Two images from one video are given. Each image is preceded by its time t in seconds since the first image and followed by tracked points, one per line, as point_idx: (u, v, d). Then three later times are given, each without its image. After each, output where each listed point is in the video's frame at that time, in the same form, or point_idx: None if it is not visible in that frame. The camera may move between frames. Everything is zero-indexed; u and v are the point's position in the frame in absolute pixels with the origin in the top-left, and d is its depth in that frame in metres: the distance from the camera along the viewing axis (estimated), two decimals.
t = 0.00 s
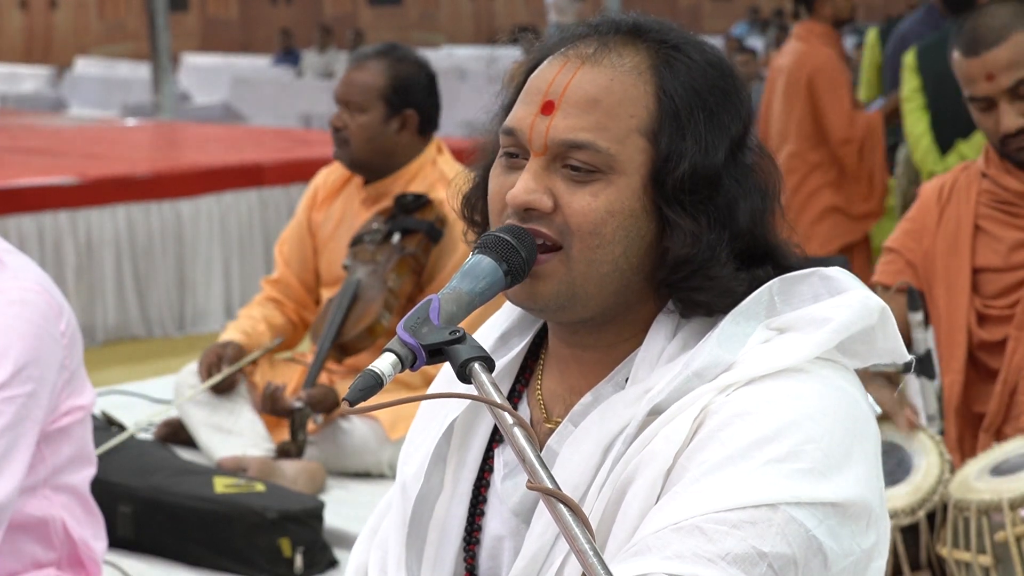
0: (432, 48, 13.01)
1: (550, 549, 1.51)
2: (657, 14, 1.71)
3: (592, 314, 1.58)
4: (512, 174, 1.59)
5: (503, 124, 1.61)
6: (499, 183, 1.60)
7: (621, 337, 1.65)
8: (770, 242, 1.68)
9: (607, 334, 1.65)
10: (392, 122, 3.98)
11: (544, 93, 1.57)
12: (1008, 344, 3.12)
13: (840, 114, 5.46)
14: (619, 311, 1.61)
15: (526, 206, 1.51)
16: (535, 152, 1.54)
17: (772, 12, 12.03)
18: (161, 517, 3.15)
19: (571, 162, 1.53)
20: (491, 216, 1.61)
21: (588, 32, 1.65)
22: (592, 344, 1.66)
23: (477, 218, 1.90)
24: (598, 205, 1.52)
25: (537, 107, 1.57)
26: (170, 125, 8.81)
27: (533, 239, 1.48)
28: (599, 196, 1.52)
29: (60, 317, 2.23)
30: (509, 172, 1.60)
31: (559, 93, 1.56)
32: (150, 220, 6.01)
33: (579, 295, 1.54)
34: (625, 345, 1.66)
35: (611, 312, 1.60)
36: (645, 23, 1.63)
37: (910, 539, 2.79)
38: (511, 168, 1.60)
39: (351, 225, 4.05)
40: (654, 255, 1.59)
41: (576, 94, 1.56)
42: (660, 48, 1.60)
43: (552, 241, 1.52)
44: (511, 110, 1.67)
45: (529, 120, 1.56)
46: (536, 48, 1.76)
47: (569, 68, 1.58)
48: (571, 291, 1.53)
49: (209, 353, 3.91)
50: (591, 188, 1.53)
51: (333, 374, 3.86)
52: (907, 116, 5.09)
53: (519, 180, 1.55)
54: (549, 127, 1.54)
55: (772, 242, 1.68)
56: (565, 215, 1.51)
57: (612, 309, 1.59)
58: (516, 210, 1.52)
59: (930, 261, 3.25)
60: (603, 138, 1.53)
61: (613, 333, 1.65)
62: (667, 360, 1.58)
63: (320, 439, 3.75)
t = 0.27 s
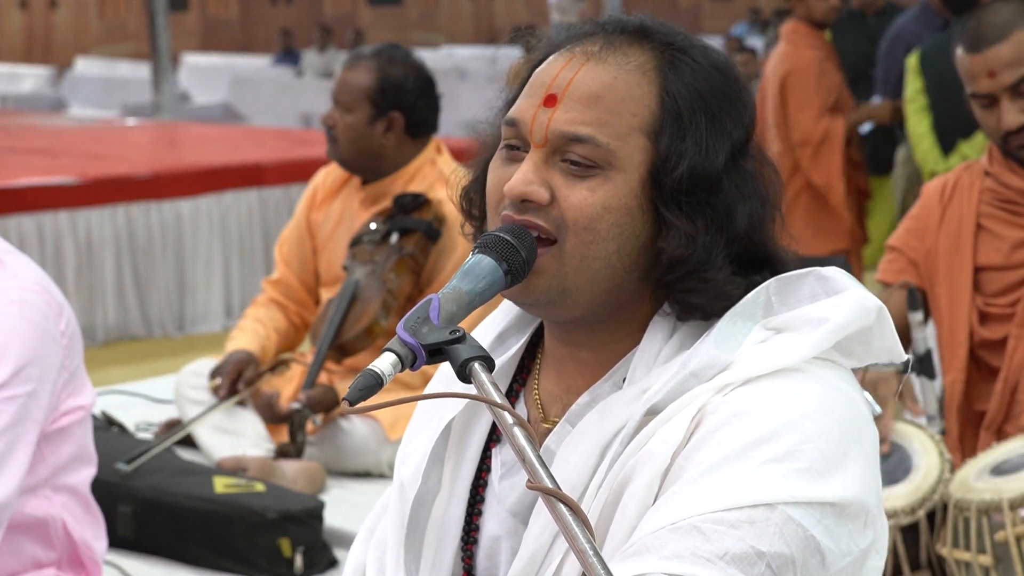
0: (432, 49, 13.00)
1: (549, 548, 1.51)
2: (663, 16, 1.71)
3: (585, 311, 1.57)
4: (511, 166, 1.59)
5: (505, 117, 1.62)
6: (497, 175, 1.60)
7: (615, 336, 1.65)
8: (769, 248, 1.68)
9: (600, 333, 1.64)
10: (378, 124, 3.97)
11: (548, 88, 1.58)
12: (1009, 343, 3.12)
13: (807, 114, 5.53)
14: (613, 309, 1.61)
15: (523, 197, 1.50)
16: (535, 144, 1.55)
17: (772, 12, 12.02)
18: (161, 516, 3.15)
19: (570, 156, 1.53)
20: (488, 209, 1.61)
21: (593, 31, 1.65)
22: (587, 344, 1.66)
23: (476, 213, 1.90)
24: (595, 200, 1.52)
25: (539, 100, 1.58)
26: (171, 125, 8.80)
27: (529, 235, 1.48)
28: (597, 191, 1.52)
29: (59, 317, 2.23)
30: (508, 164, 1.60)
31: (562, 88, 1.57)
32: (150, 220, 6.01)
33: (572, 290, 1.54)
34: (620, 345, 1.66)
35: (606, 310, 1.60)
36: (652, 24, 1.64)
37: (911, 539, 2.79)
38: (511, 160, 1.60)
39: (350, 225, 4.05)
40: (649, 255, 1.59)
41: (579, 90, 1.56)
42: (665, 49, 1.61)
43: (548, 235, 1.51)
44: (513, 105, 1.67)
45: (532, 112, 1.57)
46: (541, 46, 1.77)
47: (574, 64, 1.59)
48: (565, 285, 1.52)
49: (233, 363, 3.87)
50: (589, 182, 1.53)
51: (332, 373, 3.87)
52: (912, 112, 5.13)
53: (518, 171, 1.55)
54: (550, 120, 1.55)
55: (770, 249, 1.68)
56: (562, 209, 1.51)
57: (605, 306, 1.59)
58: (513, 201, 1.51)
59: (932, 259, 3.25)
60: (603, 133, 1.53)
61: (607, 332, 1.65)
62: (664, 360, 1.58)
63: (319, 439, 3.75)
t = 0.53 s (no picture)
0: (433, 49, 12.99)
1: (548, 548, 1.51)
2: (666, 18, 1.71)
3: (589, 312, 1.57)
4: (515, 167, 1.59)
5: (509, 118, 1.62)
6: (500, 176, 1.60)
7: (616, 337, 1.65)
8: (770, 250, 1.68)
9: (603, 333, 1.64)
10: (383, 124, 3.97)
11: (553, 88, 1.58)
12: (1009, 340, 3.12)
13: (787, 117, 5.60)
14: (615, 310, 1.61)
15: (529, 198, 1.50)
16: (541, 145, 1.54)
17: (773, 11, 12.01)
18: (160, 516, 3.15)
19: (576, 157, 1.53)
20: (491, 209, 1.61)
21: (599, 31, 1.65)
22: (587, 344, 1.66)
23: (476, 213, 1.90)
24: (602, 201, 1.52)
25: (545, 101, 1.57)
26: (170, 124, 8.80)
27: (532, 235, 1.48)
28: (604, 192, 1.52)
29: (58, 316, 2.23)
30: (512, 165, 1.60)
31: (569, 89, 1.57)
32: (150, 220, 6.01)
33: (578, 290, 1.53)
34: (621, 346, 1.66)
35: (608, 311, 1.60)
36: (657, 26, 1.63)
37: (911, 539, 2.79)
38: (514, 161, 1.60)
39: (350, 225, 4.05)
40: (653, 256, 1.59)
41: (586, 91, 1.56)
42: (671, 51, 1.61)
43: (555, 235, 1.51)
44: (517, 105, 1.67)
45: (538, 113, 1.57)
46: (543, 46, 1.76)
47: (580, 65, 1.59)
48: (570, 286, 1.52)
49: (233, 362, 3.88)
50: (595, 184, 1.53)
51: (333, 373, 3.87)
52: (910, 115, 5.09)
53: (523, 172, 1.55)
54: (557, 121, 1.54)
55: (772, 251, 1.69)
56: (568, 209, 1.51)
57: (609, 307, 1.59)
58: (519, 202, 1.51)
59: (933, 257, 3.24)
60: (610, 135, 1.53)
61: (609, 332, 1.64)
62: (662, 360, 1.58)
63: (319, 439, 3.75)
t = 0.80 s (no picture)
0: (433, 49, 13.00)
1: (548, 548, 1.51)
2: (668, 20, 1.71)
3: (589, 313, 1.57)
4: (516, 167, 1.59)
5: (511, 118, 1.62)
6: (501, 176, 1.60)
7: (616, 339, 1.65)
8: (770, 253, 1.68)
9: (602, 334, 1.64)
10: (387, 125, 3.99)
11: (556, 90, 1.58)
12: (1006, 339, 3.11)
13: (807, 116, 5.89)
14: (615, 312, 1.61)
15: (530, 199, 1.50)
16: (543, 147, 1.54)
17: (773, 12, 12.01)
18: (160, 516, 3.15)
19: (578, 159, 1.53)
20: (491, 209, 1.61)
21: (601, 32, 1.65)
22: (587, 346, 1.66)
23: (475, 213, 1.90)
24: (603, 203, 1.52)
25: (547, 103, 1.57)
26: (170, 125, 8.80)
27: (532, 236, 1.48)
28: (605, 193, 1.52)
29: (58, 315, 2.23)
30: (513, 165, 1.60)
31: (571, 90, 1.57)
32: (150, 220, 6.01)
33: (578, 292, 1.53)
34: (620, 347, 1.66)
35: (608, 312, 1.60)
36: (659, 27, 1.64)
37: (911, 539, 2.79)
38: (515, 161, 1.60)
39: (350, 225, 4.05)
40: (654, 258, 1.59)
41: (588, 92, 1.56)
42: (673, 53, 1.61)
43: (556, 236, 1.51)
44: (518, 106, 1.67)
45: (540, 114, 1.57)
46: (544, 47, 1.77)
47: (582, 66, 1.59)
48: (570, 286, 1.52)
49: (236, 360, 3.88)
50: (596, 185, 1.53)
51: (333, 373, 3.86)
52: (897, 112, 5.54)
53: (524, 173, 1.55)
54: (559, 122, 1.54)
55: (772, 253, 1.69)
56: (569, 210, 1.51)
57: (609, 309, 1.59)
58: (520, 203, 1.51)
59: (933, 254, 3.25)
60: (612, 136, 1.53)
61: (608, 334, 1.64)
62: (662, 361, 1.58)
63: (319, 439, 3.75)
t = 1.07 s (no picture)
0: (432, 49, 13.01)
1: (548, 548, 1.51)
2: (669, 20, 1.71)
3: (589, 312, 1.57)
4: (516, 166, 1.59)
5: (511, 117, 1.61)
6: (502, 175, 1.60)
7: (615, 339, 1.65)
8: (770, 254, 1.68)
9: (602, 334, 1.64)
10: (392, 126, 3.98)
11: (558, 89, 1.58)
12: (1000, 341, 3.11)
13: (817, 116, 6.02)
14: (615, 311, 1.61)
15: (531, 198, 1.50)
16: (544, 146, 1.54)
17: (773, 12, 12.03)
18: (160, 516, 3.15)
19: (579, 158, 1.52)
20: (491, 209, 1.60)
21: (603, 32, 1.65)
22: (588, 346, 1.66)
23: (477, 212, 1.90)
24: (604, 202, 1.52)
25: (549, 101, 1.57)
26: (170, 125, 8.80)
27: (532, 235, 1.48)
28: (606, 193, 1.52)
29: (58, 315, 2.23)
30: (514, 164, 1.59)
31: (573, 89, 1.57)
32: (150, 220, 6.01)
33: (579, 291, 1.53)
34: (620, 347, 1.66)
35: (608, 312, 1.60)
36: (661, 28, 1.64)
37: (911, 539, 2.79)
38: (516, 160, 1.60)
39: (350, 226, 4.05)
40: (654, 258, 1.59)
41: (590, 91, 1.56)
42: (675, 53, 1.61)
43: (556, 234, 1.51)
44: (519, 105, 1.67)
45: (541, 113, 1.57)
46: (545, 47, 1.77)
47: (584, 66, 1.59)
48: (570, 285, 1.52)
49: (234, 357, 3.89)
50: (597, 184, 1.53)
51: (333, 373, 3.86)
52: (886, 112, 6.13)
53: (525, 171, 1.54)
54: (560, 122, 1.54)
55: (772, 255, 1.69)
56: (570, 210, 1.50)
57: (608, 308, 1.59)
58: (520, 201, 1.51)
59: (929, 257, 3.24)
60: (613, 136, 1.53)
61: (608, 334, 1.64)
62: (662, 362, 1.58)
63: (319, 439, 3.75)
